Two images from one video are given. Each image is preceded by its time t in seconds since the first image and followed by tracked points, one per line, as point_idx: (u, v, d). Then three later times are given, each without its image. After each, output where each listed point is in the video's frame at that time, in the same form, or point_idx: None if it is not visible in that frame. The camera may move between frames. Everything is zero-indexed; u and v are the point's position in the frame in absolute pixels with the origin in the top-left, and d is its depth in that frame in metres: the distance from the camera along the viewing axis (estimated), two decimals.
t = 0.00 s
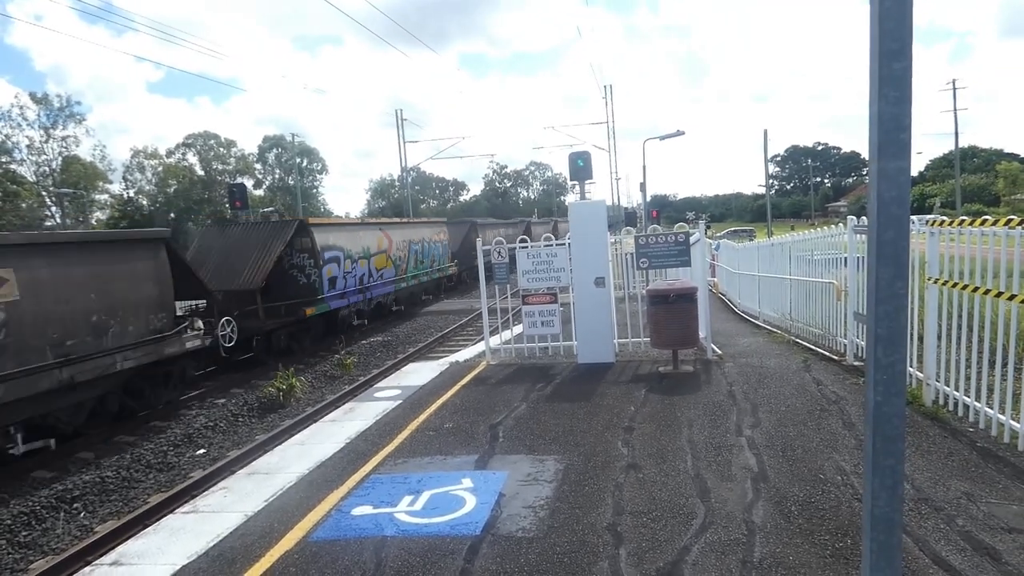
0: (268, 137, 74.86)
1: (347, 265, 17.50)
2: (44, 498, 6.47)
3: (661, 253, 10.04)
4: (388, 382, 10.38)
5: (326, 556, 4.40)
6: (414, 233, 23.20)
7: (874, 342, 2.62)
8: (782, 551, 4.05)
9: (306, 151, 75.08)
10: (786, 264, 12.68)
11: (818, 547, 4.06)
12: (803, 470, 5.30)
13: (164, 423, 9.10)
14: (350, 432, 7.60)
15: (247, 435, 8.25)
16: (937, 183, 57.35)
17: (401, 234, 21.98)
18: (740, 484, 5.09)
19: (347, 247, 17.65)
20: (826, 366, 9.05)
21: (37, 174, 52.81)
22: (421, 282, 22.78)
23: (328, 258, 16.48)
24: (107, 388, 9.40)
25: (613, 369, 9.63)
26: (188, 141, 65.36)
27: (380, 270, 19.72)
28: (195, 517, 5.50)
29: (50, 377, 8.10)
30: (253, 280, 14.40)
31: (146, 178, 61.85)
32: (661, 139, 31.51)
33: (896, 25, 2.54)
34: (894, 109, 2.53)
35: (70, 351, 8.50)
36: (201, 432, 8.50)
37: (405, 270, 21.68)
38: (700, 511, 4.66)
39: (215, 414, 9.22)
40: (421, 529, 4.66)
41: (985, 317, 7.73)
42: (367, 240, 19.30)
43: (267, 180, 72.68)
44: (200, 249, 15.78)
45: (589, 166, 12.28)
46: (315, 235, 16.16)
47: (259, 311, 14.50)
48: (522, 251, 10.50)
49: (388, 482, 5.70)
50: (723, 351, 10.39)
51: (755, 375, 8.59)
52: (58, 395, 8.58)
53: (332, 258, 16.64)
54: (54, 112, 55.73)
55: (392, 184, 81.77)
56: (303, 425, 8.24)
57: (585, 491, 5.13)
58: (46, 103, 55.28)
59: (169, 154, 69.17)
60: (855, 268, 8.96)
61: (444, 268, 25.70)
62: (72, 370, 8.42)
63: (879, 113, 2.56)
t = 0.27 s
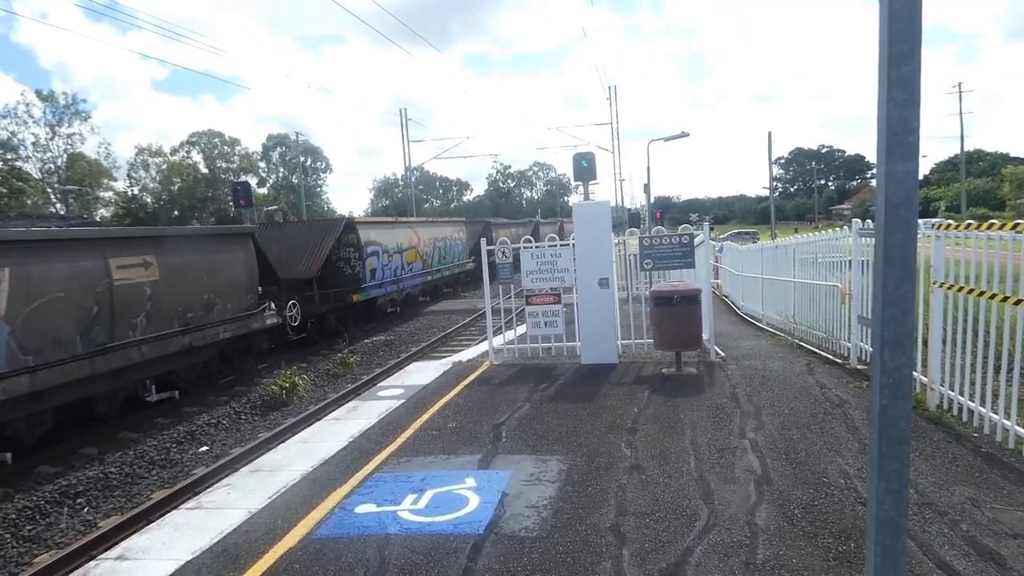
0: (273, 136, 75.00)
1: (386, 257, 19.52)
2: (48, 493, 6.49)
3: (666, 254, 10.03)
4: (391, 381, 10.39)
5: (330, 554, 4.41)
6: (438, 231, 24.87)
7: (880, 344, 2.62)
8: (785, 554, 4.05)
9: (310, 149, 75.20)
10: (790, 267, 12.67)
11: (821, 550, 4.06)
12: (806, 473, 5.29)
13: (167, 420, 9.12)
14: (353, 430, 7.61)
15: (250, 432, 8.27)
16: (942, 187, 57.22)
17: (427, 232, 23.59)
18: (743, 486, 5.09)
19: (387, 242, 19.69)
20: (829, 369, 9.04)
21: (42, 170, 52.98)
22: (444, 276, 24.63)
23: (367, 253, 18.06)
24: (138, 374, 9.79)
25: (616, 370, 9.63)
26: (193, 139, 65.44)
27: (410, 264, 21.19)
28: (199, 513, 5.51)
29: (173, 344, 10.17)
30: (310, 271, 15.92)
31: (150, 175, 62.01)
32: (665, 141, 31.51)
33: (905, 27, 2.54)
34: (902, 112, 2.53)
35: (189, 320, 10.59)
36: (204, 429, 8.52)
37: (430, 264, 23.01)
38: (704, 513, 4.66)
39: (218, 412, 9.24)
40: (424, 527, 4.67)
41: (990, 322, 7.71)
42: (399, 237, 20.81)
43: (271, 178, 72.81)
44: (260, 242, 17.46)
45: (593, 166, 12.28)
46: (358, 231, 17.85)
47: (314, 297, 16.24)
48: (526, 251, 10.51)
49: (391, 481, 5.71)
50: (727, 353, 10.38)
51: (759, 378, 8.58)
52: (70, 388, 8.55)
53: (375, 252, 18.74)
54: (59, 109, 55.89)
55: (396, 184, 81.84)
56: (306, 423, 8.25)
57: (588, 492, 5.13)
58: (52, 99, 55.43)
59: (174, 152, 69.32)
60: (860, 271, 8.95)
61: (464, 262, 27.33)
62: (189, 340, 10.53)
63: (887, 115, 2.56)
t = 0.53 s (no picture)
0: (287, 134, 75.41)
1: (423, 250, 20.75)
2: (63, 486, 6.56)
3: (679, 256, 10.00)
4: (402, 379, 10.42)
5: (342, 550, 4.43)
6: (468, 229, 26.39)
7: (899, 348, 2.60)
8: (798, 558, 4.03)
9: (324, 148, 75.56)
10: (804, 270, 12.60)
11: (835, 555, 4.03)
12: (820, 477, 5.26)
13: (180, 415, 9.20)
14: (365, 427, 7.65)
15: (262, 428, 8.32)
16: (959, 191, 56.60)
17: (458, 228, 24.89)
18: (756, 489, 5.07)
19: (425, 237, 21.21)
20: (843, 373, 8.98)
21: (59, 166, 53.54)
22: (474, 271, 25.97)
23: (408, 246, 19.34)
24: (171, 365, 9.78)
25: (628, 372, 9.61)
26: (207, 136, 65.89)
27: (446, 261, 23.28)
28: (212, 508, 5.55)
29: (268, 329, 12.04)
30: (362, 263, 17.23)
31: (165, 172, 62.52)
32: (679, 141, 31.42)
33: (926, 30, 2.52)
34: (923, 115, 2.51)
35: (280, 300, 12.36)
36: (217, 424, 8.58)
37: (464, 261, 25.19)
38: (716, 515, 4.65)
39: (231, 407, 9.30)
40: (436, 525, 4.68)
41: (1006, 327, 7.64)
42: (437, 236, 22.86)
43: (284, 176, 73.21)
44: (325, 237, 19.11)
45: (606, 167, 12.26)
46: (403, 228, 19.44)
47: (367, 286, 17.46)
48: (539, 251, 10.51)
49: (403, 478, 5.73)
50: (739, 356, 10.33)
51: (772, 381, 8.54)
52: (139, 368, 9.05)
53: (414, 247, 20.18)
54: (77, 106, 56.46)
55: (408, 182, 82.07)
56: (318, 420, 8.29)
57: (600, 493, 5.13)
58: (69, 96, 56.00)
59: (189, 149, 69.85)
60: (875, 274, 8.88)
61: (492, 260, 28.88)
62: (279, 317, 12.30)
63: (907, 118, 2.54)
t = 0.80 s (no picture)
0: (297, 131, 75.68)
1: (454, 246, 23.05)
2: (73, 478, 6.61)
3: (689, 257, 9.97)
4: (410, 376, 10.44)
5: (352, 546, 4.45)
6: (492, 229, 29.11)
7: (913, 351, 2.58)
8: (808, 561, 4.01)
9: (334, 145, 75.78)
10: (813, 273, 12.54)
11: (845, 559, 4.02)
12: (830, 481, 5.24)
13: (189, 409, 9.25)
14: (373, 424, 7.66)
15: (271, 423, 8.35)
16: (971, 196, 56.20)
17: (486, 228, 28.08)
18: (765, 492, 5.05)
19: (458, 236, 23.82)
20: (853, 377, 8.94)
21: (71, 160, 53.91)
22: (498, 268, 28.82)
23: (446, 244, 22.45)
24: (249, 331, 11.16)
25: (636, 372, 9.60)
26: (218, 132, 66.20)
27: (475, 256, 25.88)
28: (222, 502, 5.58)
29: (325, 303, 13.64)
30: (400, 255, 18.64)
31: (176, 167, 62.84)
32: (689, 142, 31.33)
33: (946, 32, 2.50)
34: (942, 118, 2.49)
35: (345, 284, 14.70)
36: (225, 418, 8.62)
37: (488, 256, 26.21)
38: (725, 517, 4.63)
39: (239, 402, 9.34)
40: (445, 523, 4.69)
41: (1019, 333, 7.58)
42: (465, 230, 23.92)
43: (294, 173, 73.48)
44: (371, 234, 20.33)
45: (616, 167, 12.23)
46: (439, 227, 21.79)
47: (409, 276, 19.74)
48: (548, 250, 10.50)
49: (412, 475, 5.75)
50: (748, 358, 10.30)
51: (781, 384, 8.50)
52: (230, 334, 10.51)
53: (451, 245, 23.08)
54: (89, 100, 56.84)
55: (416, 181, 82.27)
56: (326, 416, 8.32)
57: (608, 493, 5.12)
58: (82, 90, 56.36)
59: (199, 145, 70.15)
60: (886, 279, 8.83)
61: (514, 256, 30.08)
62: (346, 297, 14.75)
63: (926, 121, 2.52)
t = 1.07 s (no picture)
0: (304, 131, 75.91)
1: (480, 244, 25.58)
2: (81, 476, 6.64)
3: (696, 257, 9.95)
4: (416, 376, 10.45)
5: (360, 545, 4.45)
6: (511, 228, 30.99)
7: (925, 352, 2.56)
8: (817, 563, 3.99)
9: (340, 145, 75.98)
10: (821, 273, 12.50)
11: (855, 562, 3.99)
12: (839, 483, 5.22)
13: (197, 409, 9.28)
14: (380, 424, 7.67)
15: (278, 423, 8.37)
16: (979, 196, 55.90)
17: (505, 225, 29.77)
18: (774, 493, 5.04)
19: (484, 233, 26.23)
20: (861, 378, 8.90)
21: (79, 160, 54.18)
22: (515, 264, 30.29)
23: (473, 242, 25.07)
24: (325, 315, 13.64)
25: (643, 373, 9.59)
26: (225, 132, 66.39)
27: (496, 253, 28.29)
28: (230, 501, 5.60)
29: (380, 291, 16.07)
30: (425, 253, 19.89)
31: (183, 167, 63.09)
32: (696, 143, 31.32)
33: (958, 31, 2.47)
34: (954, 118, 2.46)
35: (396, 276, 17.15)
36: (233, 418, 8.65)
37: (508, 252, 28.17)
38: (733, 519, 4.62)
39: (246, 402, 9.36)
40: (453, 523, 4.69)
41: None
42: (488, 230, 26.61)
43: (300, 173, 73.70)
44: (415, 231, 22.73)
45: (622, 168, 12.22)
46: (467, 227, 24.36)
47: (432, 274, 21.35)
48: (555, 251, 10.49)
49: (419, 475, 5.75)
50: (756, 359, 10.26)
51: (789, 385, 8.47)
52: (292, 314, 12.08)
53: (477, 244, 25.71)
54: (98, 100, 57.13)
55: (422, 181, 82.41)
56: (333, 416, 8.33)
57: (616, 494, 5.12)
58: (90, 90, 56.65)
59: (206, 145, 70.39)
60: (894, 279, 8.79)
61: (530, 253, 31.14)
62: (393, 290, 16.93)
63: (937, 120, 2.49)
